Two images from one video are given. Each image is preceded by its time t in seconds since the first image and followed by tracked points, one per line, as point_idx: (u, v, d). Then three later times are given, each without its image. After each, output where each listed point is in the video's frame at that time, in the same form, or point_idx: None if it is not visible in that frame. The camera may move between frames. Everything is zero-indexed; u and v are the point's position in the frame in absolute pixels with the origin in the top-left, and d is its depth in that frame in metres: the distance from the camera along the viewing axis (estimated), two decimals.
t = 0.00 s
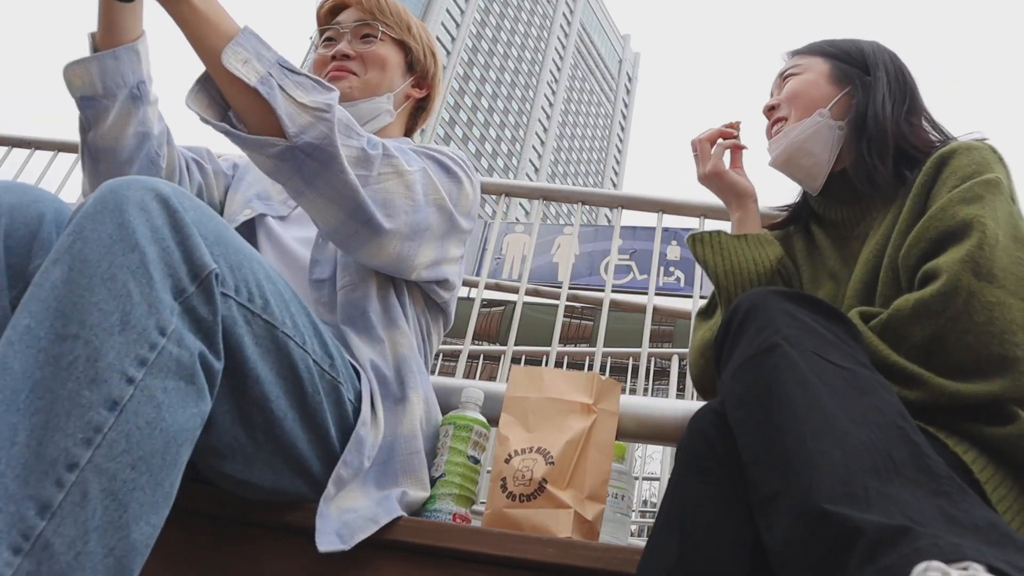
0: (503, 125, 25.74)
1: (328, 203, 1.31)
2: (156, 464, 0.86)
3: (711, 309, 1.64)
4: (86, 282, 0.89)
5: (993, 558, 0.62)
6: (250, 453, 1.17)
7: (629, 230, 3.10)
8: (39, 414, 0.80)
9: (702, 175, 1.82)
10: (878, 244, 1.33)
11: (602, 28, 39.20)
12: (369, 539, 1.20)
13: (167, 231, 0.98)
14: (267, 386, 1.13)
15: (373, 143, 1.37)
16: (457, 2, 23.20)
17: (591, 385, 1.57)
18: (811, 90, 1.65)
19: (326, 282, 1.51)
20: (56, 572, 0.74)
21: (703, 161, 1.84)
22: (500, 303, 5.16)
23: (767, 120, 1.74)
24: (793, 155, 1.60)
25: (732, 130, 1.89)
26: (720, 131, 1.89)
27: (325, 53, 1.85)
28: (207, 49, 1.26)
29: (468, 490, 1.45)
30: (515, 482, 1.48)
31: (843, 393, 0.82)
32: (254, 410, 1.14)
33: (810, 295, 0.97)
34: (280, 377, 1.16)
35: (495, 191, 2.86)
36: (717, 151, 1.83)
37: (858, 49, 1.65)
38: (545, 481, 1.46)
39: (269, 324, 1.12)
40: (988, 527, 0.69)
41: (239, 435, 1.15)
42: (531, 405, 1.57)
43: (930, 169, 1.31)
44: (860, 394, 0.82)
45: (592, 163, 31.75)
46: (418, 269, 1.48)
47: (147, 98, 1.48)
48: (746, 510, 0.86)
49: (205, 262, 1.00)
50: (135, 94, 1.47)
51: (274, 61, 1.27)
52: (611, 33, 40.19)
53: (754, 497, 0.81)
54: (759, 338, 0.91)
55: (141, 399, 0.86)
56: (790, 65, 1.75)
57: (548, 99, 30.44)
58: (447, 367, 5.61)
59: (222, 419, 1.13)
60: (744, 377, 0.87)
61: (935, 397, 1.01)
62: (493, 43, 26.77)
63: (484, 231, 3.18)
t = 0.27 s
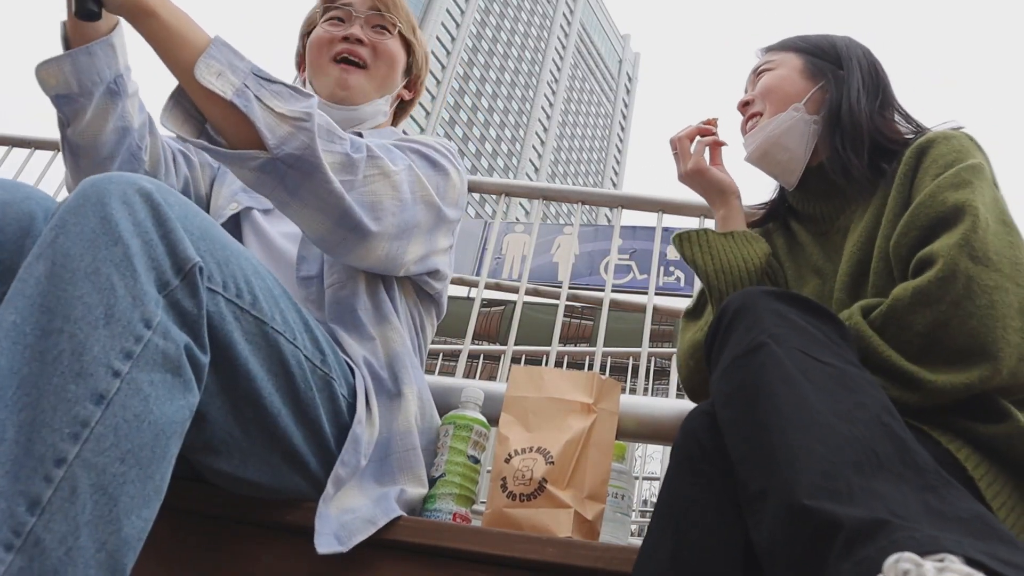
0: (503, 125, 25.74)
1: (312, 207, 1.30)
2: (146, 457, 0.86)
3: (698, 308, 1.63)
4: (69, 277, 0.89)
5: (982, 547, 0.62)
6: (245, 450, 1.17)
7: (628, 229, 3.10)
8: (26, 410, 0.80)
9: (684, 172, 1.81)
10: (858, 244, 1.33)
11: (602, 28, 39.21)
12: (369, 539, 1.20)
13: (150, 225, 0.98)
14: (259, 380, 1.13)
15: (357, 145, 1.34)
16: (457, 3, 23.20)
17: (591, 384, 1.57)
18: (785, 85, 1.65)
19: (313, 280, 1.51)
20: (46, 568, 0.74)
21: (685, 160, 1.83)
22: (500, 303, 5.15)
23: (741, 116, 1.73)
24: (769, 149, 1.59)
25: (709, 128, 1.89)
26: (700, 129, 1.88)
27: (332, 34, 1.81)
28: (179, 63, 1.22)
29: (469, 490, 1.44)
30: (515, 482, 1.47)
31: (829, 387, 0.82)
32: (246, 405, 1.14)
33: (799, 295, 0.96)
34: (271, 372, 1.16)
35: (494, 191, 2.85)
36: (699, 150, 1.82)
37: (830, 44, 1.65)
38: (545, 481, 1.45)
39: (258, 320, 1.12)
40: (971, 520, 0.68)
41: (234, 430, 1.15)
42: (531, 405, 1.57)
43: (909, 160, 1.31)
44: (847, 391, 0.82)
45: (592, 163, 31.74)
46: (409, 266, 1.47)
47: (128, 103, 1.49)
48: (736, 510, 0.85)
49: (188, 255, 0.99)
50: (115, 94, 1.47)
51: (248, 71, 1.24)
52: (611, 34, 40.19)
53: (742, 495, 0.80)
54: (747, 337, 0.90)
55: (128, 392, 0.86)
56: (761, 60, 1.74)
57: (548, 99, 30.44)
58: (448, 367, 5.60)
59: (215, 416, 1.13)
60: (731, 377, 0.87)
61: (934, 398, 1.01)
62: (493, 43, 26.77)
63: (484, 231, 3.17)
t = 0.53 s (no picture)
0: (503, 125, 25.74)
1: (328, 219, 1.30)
2: (146, 458, 0.86)
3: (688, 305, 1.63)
4: (71, 279, 0.89)
5: (981, 543, 0.62)
6: (245, 450, 1.17)
7: (628, 229, 3.10)
8: (27, 411, 0.80)
9: (674, 167, 1.81)
10: (848, 243, 1.34)
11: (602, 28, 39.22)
12: (368, 539, 1.20)
13: (151, 226, 0.98)
14: (259, 381, 1.13)
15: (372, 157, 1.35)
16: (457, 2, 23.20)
17: (591, 384, 1.57)
18: (775, 77, 1.64)
19: (318, 282, 1.51)
20: (48, 568, 0.74)
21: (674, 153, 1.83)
22: (500, 303, 5.15)
23: (730, 107, 1.73)
24: (760, 144, 1.59)
25: (697, 120, 1.89)
26: (688, 123, 1.88)
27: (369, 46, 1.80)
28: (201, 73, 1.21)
29: (469, 490, 1.44)
30: (516, 482, 1.48)
31: (826, 386, 0.82)
32: (246, 406, 1.14)
33: (793, 294, 0.97)
34: (273, 373, 1.16)
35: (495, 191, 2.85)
36: (688, 143, 1.82)
37: (819, 35, 1.65)
38: (545, 481, 1.45)
39: (259, 321, 1.12)
40: (971, 511, 0.69)
41: (233, 431, 1.15)
42: (530, 405, 1.57)
43: (901, 156, 1.31)
44: (844, 388, 0.82)
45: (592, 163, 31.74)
46: (414, 273, 1.48)
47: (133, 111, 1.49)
48: (734, 508, 0.85)
49: (190, 256, 1.00)
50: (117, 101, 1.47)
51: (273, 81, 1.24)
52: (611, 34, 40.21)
53: (740, 492, 0.80)
54: (741, 336, 0.90)
55: (129, 393, 0.86)
56: (751, 51, 1.73)
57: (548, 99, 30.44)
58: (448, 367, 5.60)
59: (215, 417, 1.13)
60: (724, 377, 0.87)
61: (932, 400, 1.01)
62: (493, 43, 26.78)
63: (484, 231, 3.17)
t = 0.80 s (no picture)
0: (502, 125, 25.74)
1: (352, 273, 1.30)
2: (149, 459, 0.87)
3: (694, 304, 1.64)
4: (76, 281, 0.89)
5: (988, 548, 0.63)
6: (246, 451, 1.18)
7: (629, 229, 3.11)
8: (32, 413, 0.80)
9: (683, 162, 1.82)
10: (854, 247, 1.34)
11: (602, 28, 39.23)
12: (368, 539, 1.21)
13: (156, 228, 0.99)
14: (260, 382, 1.13)
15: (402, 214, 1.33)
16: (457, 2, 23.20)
17: (591, 384, 1.58)
18: (783, 79, 1.64)
19: (329, 288, 1.52)
20: (52, 568, 0.74)
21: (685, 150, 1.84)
22: (500, 303, 5.16)
23: (738, 109, 1.73)
24: (771, 145, 1.59)
25: (708, 118, 1.89)
26: (699, 120, 1.89)
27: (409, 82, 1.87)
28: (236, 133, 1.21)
29: (468, 490, 1.45)
30: (516, 482, 1.48)
31: (830, 386, 0.83)
32: (247, 407, 1.14)
33: (799, 293, 0.97)
34: (275, 375, 1.16)
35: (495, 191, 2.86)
36: (699, 140, 1.83)
37: (825, 34, 1.65)
38: (545, 481, 1.46)
39: (262, 321, 1.12)
40: (976, 514, 0.70)
41: (233, 431, 1.16)
42: (530, 405, 1.57)
43: (910, 158, 1.31)
44: (849, 388, 0.83)
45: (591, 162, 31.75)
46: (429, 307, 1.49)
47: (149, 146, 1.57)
48: (736, 507, 0.86)
49: (194, 259, 1.01)
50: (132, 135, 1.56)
51: (306, 144, 1.24)
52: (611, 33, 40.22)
53: (745, 492, 0.80)
54: (747, 334, 0.91)
55: (133, 394, 0.87)
56: (756, 54, 1.74)
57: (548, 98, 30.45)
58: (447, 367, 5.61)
59: (216, 418, 1.13)
60: (730, 375, 0.87)
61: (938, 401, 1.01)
62: (493, 43, 26.78)
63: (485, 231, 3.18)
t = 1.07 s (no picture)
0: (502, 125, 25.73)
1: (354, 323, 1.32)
2: (142, 454, 0.84)
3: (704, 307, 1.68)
4: (65, 278, 0.88)
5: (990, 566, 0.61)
6: (242, 451, 1.17)
7: (628, 229, 3.10)
8: (23, 411, 0.79)
9: (701, 170, 1.83)
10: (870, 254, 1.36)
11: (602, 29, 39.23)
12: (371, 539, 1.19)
13: (144, 225, 0.97)
14: (255, 380, 1.12)
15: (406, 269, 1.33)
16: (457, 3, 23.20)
17: (591, 385, 1.56)
18: (803, 98, 1.64)
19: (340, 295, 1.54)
20: (47, 565, 0.73)
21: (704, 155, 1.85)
22: (500, 303, 5.15)
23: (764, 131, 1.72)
24: (788, 161, 1.61)
25: (732, 129, 1.89)
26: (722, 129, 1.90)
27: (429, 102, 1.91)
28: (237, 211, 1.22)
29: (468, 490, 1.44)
30: (515, 482, 1.46)
31: (841, 390, 0.81)
32: (242, 406, 1.13)
33: (814, 295, 0.95)
34: (270, 374, 1.16)
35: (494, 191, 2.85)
36: (718, 149, 1.84)
37: (846, 53, 1.65)
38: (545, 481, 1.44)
39: (255, 321, 1.11)
40: (982, 530, 0.67)
41: (229, 431, 1.15)
42: (530, 405, 1.56)
43: (935, 165, 1.33)
44: (863, 394, 0.81)
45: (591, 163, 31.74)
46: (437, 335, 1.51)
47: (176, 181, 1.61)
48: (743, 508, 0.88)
49: (182, 255, 0.99)
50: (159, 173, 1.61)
51: (306, 219, 1.25)
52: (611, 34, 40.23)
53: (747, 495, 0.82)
54: (759, 336, 0.89)
55: (125, 389, 0.85)
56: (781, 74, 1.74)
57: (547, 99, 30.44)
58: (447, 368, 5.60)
59: (212, 417, 1.12)
60: (740, 378, 0.86)
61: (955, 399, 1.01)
62: (493, 44, 26.78)
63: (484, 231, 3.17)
